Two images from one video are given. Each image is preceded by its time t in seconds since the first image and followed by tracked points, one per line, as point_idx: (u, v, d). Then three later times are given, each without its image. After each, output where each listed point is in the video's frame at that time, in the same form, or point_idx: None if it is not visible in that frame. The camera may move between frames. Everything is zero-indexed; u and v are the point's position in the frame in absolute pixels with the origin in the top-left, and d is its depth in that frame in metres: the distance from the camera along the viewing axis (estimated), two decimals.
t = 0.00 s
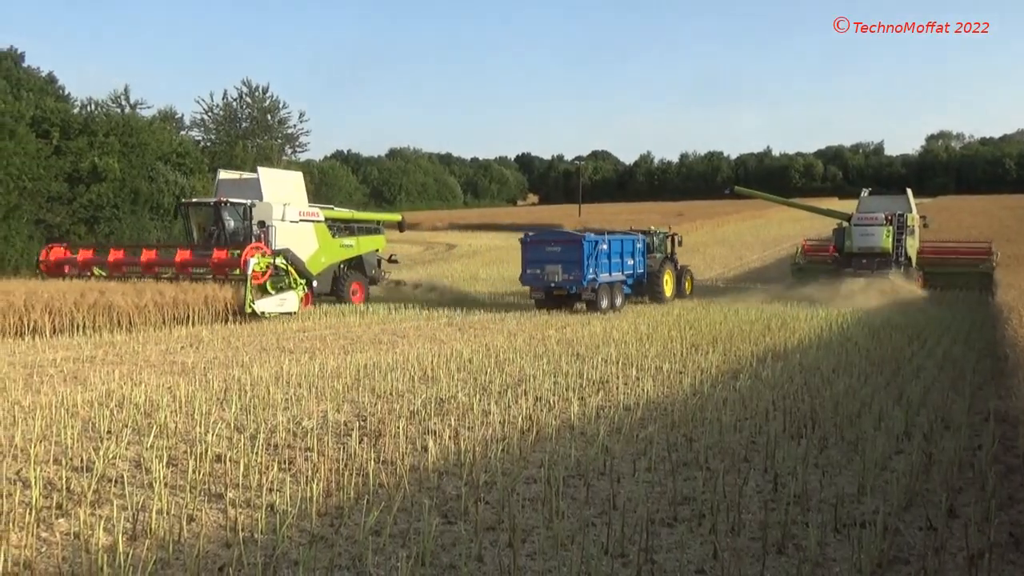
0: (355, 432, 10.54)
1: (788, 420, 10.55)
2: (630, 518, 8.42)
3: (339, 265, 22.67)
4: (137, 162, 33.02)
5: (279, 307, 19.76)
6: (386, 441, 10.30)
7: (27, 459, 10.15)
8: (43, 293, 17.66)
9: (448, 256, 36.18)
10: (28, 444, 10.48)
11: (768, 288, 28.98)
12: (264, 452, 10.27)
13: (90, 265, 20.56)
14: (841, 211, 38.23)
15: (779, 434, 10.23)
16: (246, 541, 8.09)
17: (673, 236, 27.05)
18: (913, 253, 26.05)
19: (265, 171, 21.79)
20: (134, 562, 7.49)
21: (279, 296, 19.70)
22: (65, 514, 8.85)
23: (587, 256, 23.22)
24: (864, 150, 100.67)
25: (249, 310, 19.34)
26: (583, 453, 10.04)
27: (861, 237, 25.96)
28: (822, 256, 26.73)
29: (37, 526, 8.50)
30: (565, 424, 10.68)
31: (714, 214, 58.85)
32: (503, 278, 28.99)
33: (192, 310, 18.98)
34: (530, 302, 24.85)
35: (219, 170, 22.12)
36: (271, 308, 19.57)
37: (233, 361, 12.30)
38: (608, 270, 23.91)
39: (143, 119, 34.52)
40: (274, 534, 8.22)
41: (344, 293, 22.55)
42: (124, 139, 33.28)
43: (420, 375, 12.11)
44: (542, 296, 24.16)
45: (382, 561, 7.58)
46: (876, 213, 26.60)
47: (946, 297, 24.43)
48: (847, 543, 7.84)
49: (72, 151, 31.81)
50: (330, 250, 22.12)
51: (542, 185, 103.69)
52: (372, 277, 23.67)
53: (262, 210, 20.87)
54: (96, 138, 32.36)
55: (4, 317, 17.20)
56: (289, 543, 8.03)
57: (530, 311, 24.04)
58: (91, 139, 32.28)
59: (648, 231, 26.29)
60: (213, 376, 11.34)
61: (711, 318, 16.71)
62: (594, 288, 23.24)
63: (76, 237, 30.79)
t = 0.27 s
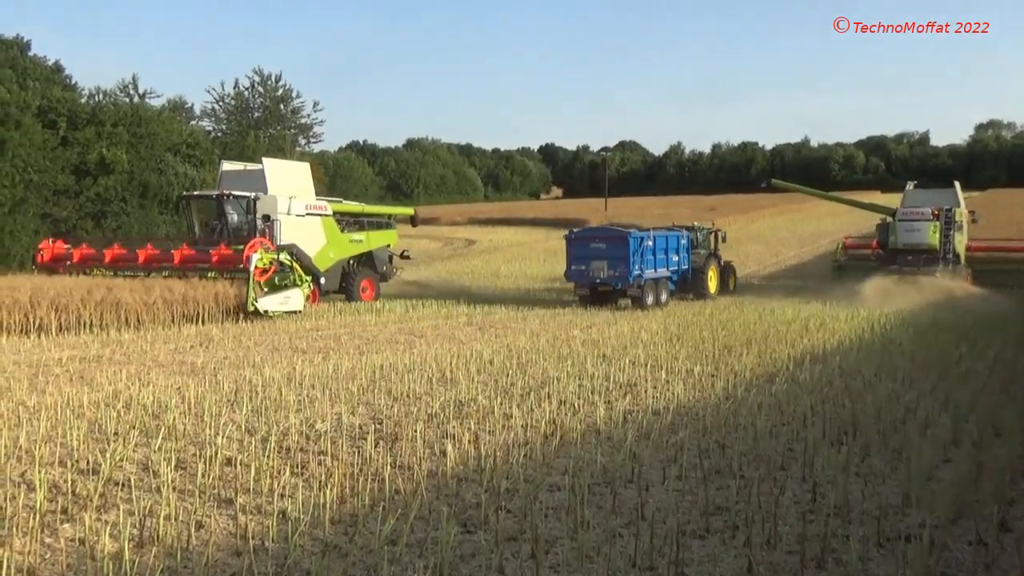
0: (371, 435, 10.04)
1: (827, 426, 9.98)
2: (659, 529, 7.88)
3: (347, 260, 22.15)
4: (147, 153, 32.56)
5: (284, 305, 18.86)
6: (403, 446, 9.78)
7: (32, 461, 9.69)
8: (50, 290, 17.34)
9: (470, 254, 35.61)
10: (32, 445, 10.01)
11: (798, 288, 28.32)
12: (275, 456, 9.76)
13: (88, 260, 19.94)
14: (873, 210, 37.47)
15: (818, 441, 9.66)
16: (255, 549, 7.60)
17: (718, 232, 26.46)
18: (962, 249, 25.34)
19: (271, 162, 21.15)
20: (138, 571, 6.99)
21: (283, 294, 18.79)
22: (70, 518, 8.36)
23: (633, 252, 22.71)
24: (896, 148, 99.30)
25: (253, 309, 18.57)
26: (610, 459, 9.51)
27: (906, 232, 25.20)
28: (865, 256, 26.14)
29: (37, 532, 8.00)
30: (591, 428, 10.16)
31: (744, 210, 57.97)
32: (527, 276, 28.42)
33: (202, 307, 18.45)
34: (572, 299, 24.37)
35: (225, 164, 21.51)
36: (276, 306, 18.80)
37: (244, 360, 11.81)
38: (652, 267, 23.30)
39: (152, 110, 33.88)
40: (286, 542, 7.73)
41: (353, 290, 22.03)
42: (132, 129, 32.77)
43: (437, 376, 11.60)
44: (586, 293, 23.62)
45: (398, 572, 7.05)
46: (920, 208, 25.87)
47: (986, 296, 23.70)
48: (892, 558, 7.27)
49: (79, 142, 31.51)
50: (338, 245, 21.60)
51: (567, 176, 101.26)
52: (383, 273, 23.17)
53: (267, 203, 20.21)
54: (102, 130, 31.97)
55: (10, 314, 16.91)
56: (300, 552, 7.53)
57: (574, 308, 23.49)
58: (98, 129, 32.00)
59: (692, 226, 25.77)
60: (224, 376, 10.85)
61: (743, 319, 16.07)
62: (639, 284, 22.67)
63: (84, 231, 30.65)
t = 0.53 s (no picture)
0: (390, 442, 9.49)
1: (877, 436, 9.36)
2: (696, 545, 7.28)
3: (360, 257, 21.07)
4: (156, 144, 32.05)
5: (292, 304, 17.91)
6: (424, 452, 9.22)
7: (38, 467, 9.15)
8: (57, 287, 16.49)
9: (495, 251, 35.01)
10: (38, 450, 9.46)
11: (832, 287, 27.57)
12: (290, 463, 9.20)
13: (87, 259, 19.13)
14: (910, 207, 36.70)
15: (867, 451, 9.04)
16: (269, 561, 7.06)
17: (770, 227, 25.82)
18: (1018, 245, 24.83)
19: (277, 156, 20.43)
20: None
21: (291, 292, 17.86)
22: (78, 527, 7.81)
23: (685, 250, 22.15)
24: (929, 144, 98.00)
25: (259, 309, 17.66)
26: (643, 469, 8.92)
27: (964, 228, 24.34)
28: (918, 250, 25.21)
29: (39, 542, 7.44)
30: (623, 437, 9.59)
31: (778, 205, 57.06)
32: (553, 274, 27.78)
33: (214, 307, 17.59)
34: (619, 296, 23.85)
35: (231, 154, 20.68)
36: (283, 306, 17.86)
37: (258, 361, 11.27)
38: (704, 264, 22.78)
39: (163, 100, 33.42)
40: (301, 553, 7.20)
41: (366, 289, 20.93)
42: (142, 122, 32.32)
43: (459, 379, 11.02)
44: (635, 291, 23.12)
45: None
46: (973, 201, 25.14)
47: None
48: None
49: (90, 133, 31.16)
50: (350, 242, 20.56)
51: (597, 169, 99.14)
52: (398, 273, 22.04)
53: (275, 197, 19.38)
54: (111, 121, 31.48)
55: (14, 313, 16.06)
56: (317, 564, 6.98)
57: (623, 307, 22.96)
58: (107, 120, 31.54)
59: (743, 222, 25.23)
60: (237, 377, 10.43)
61: (785, 321, 15.40)
62: (691, 283, 22.14)
63: (92, 226, 30.31)
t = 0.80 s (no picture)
0: (441, 459, 8.85)
1: (973, 459, 8.56)
2: None
3: (401, 261, 19.65)
4: (199, 142, 31.22)
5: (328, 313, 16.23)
6: (477, 471, 8.54)
7: (74, 479, 8.55)
8: (94, 291, 15.48)
9: (553, 253, 34.25)
10: (74, 462, 8.86)
11: (903, 292, 26.50)
12: (336, 480, 8.55)
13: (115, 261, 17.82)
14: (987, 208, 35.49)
15: (961, 476, 8.26)
16: None
17: (862, 227, 24.83)
18: None
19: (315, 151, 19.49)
20: None
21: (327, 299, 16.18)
22: (116, 544, 7.20)
23: (778, 253, 21.36)
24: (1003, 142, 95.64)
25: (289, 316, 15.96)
26: (714, 492, 8.19)
27: None
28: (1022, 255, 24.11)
29: (72, 562, 6.80)
30: (691, 457, 8.89)
31: (848, 203, 55.67)
32: (612, 278, 26.92)
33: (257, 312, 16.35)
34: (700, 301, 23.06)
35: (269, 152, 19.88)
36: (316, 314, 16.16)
37: (303, 370, 10.65)
38: (797, 268, 21.95)
39: (205, 95, 32.65)
40: None
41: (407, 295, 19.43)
42: (184, 120, 31.52)
43: (515, 389, 10.29)
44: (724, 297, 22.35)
45: None
46: None
47: None
48: None
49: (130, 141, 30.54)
50: (392, 244, 19.16)
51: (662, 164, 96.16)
52: (442, 277, 20.49)
53: (311, 196, 18.19)
54: (153, 122, 30.64)
55: (49, 317, 15.09)
56: None
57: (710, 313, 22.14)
58: (146, 117, 31.04)
59: (836, 223, 24.27)
60: (280, 388, 9.92)
61: (871, 331, 14.48)
62: (784, 288, 21.32)
63: (131, 227, 29.70)
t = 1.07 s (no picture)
0: (503, 484, 8.21)
1: None
2: None
3: (455, 272, 18.00)
4: (257, 139, 27.26)
5: (373, 327, 15.09)
6: (541, 497, 7.90)
7: (118, 500, 7.99)
8: (141, 302, 14.44)
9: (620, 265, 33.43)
10: (118, 482, 8.30)
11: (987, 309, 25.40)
12: (391, 505, 7.92)
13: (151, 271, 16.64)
14: None
15: None
16: None
17: (973, 236, 23.76)
18: None
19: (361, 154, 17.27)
20: None
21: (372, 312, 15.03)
22: (158, 571, 6.65)
23: (887, 264, 20.44)
24: None
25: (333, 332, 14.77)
26: (797, 523, 7.45)
27: None
28: None
29: None
30: (773, 485, 8.17)
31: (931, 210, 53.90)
32: (682, 291, 26.04)
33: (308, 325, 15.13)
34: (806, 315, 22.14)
35: (310, 153, 17.89)
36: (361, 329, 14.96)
37: (358, 388, 10.05)
38: (907, 280, 21.02)
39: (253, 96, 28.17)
40: None
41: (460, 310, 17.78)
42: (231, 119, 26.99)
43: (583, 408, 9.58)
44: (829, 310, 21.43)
45: None
46: None
47: None
48: None
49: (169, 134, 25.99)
50: (444, 254, 17.54)
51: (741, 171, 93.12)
52: (498, 290, 18.76)
53: (356, 203, 16.35)
54: (199, 121, 26.20)
55: (96, 330, 14.20)
56: None
57: (816, 326, 21.27)
58: (195, 120, 26.31)
59: (944, 231, 23.25)
60: (333, 407, 9.47)
61: (970, 351, 13.57)
62: (893, 301, 20.41)
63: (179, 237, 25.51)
